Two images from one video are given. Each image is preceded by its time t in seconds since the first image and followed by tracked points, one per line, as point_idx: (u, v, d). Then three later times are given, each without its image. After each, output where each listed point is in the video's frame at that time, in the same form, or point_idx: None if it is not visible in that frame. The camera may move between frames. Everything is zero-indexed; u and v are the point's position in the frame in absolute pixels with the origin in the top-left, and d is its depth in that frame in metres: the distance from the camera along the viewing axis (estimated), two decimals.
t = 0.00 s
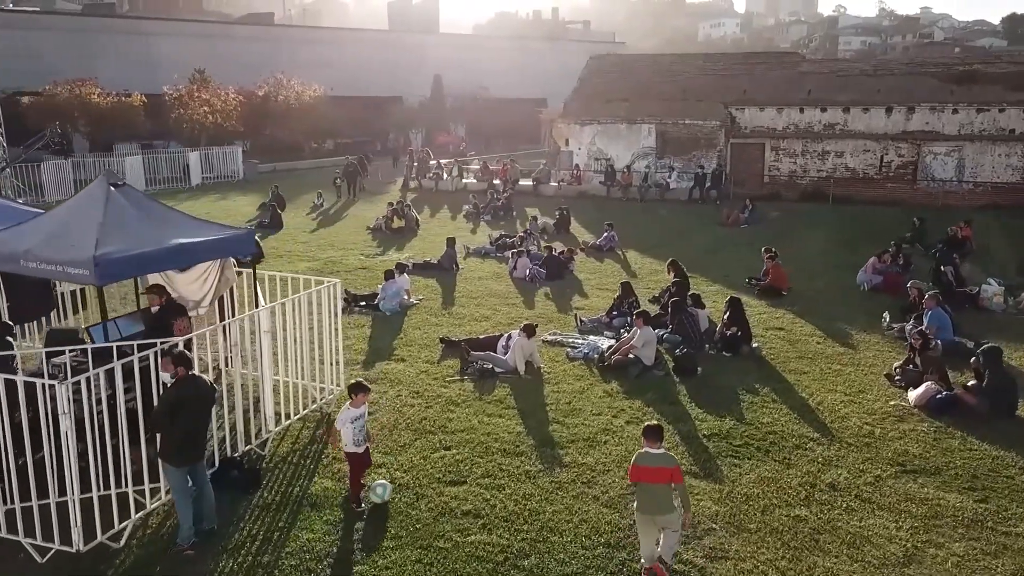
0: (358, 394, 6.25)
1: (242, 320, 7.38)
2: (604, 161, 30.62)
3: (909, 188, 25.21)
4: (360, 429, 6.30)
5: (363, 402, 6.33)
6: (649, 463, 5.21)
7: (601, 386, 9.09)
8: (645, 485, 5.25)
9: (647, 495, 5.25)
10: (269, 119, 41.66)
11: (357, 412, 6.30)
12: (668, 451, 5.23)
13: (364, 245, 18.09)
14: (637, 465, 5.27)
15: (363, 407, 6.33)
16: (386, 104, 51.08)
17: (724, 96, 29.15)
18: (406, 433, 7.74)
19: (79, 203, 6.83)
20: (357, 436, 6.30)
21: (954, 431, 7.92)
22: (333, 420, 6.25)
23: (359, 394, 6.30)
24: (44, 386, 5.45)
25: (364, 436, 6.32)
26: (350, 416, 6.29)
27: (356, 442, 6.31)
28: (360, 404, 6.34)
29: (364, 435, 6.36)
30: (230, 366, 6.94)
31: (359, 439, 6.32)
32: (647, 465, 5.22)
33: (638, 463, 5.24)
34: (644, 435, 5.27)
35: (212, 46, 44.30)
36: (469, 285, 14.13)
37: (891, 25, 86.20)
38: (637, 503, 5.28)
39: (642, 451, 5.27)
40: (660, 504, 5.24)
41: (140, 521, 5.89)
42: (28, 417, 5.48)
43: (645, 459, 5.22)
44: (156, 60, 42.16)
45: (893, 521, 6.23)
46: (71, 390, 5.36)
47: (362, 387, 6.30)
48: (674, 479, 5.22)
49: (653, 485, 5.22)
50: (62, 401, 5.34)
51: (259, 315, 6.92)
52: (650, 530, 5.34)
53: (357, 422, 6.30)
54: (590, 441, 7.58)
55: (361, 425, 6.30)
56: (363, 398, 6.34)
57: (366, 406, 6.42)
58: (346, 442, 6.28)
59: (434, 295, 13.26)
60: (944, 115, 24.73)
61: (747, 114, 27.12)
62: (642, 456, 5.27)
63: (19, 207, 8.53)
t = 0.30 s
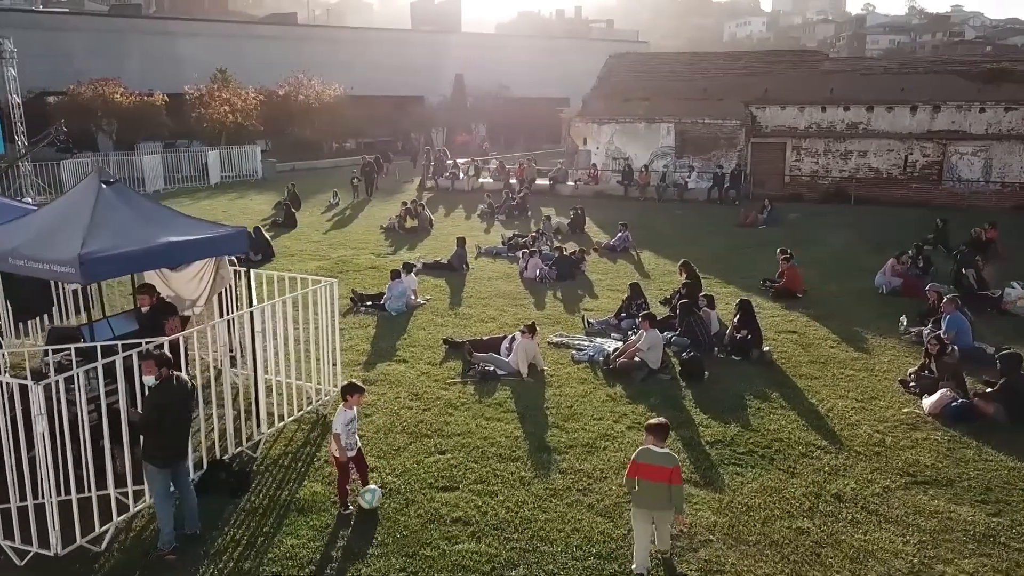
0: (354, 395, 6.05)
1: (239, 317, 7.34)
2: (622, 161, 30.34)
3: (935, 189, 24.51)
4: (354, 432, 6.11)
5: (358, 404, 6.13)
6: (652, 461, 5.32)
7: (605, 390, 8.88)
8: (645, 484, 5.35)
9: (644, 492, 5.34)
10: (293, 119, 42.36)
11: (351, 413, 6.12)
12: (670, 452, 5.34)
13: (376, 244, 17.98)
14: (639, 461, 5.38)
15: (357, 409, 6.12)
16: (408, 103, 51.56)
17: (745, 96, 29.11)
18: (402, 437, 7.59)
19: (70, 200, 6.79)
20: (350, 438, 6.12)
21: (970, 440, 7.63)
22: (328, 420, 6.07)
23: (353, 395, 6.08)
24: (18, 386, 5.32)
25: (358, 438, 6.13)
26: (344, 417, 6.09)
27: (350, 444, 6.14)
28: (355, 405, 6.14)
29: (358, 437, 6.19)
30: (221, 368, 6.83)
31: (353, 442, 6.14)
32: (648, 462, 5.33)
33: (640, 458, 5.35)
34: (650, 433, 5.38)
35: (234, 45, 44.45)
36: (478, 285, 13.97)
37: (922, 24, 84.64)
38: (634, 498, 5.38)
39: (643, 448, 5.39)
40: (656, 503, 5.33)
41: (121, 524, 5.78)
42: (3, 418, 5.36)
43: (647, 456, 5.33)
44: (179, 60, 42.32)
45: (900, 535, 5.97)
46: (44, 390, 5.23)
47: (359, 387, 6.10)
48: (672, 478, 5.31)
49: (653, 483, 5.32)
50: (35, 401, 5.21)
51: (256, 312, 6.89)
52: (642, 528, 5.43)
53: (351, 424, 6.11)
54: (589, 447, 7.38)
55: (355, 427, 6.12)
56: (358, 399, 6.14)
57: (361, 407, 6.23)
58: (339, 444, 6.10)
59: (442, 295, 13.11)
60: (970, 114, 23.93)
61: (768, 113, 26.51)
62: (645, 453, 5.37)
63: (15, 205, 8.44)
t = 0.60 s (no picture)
0: (353, 399, 5.82)
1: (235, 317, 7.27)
2: (642, 161, 30.04)
3: (963, 190, 23.90)
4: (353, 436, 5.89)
5: (358, 407, 5.90)
6: (656, 453, 5.28)
7: (609, 395, 8.66)
8: (649, 476, 5.30)
9: (648, 484, 5.30)
10: (312, 119, 42.31)
11: (351, 416, 5.89)
12: (672, 442, 5.32)
13: (389, 244, 17.87)
14: (642, 454, 5.31)
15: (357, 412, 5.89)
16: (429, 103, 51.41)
17: (768, 95, 28.58)
18: (397, 441, 7.43)
19: (61, 198, 6.70)
20: (348, 442, 5.91)
21: (987, 452, 7.32)
22: (326, 423, 5.84)
23: (353, 399, 5.85)
24: None
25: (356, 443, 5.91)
26: (342, 420, 5.86)
27: (348, 448, 5.92)
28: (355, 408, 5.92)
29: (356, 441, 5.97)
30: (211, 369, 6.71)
31: (351, 446, 5.92)
32: (652, 454, 5.28)
33: (644, 451, 5.29)
34: (650, 424, 5.32)
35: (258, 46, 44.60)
36: (489, 286, 13.79)
37: (954, 22, 82.86)
38: (638, 492, 5.34)
39: (645, 440, 5.33)
40: (661, 493, 5.30)
41: (104, 529, 5.67)
42: None
43: (652, 448, 5.29)
44: (204, 60, 42.56)
45: (908, 552, 5.70)
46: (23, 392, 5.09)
47: (359, 390, 5.87)
48: (676, 467, 5.33)
49: (657, 476, 5.29)
50: (13, 403, 5.07)
51: (253, 313, 6.80)
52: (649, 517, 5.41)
53: (349, 427, 5.90)
54: (588, 454, 7.19)
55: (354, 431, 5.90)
56: (357, 401, 5.89)
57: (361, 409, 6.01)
58: (335, 446, 5.88)
59: (451, 296, 12.95)
60: (1001, 113, 23.32)
61: (792, 112, 26.26)
62: (647, 445, 5.32)
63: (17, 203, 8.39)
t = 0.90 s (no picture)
0: (346, 401, 5.68)
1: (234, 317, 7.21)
2: (665, 161, 29.71)
3: (996, 192, 23.18)
4: (346, 440, 5.73)
5: (350, 411, 5.76)
6: (651, 457, 5.17)
7: (616, 402, 8.42)
8: (645, 481, 5.18)
9: (645, 490, 5.19)
10: (337, 119, 42.55)
11: (345, 420, 5.74)
12: (667, 444, 5.22)
13: (406, 244, 17.79)
14: (636, 460, 5.21)
15: (349, 417, 5.74)
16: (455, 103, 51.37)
17: (795, 94, 28.08)
18: (396, 446, 7.28)
19: (57, 196, 6.64)
20: (343, 447, 5.74)
21: (1009, 466, 6.99)
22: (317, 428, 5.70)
23: (345, 402, 5.70)
24: None
25: (349, 448, 5.74)
26: (334, 424, 5.71)
27: (343, 453, 5.75)
28: (349, 412, 5.77)
29: (351, 445, 5.79)
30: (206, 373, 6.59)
31: (345, 452, 5.75)
32: (648, 459, 5.18)
33: (639, 457, 5.18)
34: (643, 430, 5.18)
35: (285, 47, 44.80)
36: (502, 287, 13.63)
37: (994, 20, 80.89)
38: (638, 498, 5.22)
39: (639, 445, 5.21)
40: (659, 495, 5.19)
41: (89, 533, 5.58)
42: None
43: (647, 453, 5.18)
44: (231, 60, 42.84)
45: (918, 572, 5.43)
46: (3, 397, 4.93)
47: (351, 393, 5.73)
48: (672, 470, 5.20)
49: (653, 480, 5.17)
50: None
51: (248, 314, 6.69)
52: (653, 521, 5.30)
53: (343, 431, 5.73)
54: (590, 463, 6.97)
55: (347, 436, 5.73)
56: (351, 406, 5.75)
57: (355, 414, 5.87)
58: (326, 451, 5.74)
59: (463, 297, 12.81)
60: None
61: (819, 111, 25.57)
62: (642, 450, 5.21)
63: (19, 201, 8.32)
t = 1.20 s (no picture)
0: (330, 411, 5.46)
1: (233, 317, 7.12)
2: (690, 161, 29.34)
3: None
4: (330, 452, 5.53)
5: (334, 421, 5.52)
6: (646, 454, 5.20)
7: (623, 408, 8.21)
8: (640, 478, 5.23)
9: (641, 486, 5.23)
10: (363, 119, 42.66)
11: (330, 430, 5.53)
12: (662, 441, 5.25)
13: (424, 243, 17.71)
14: (629, 456, 5.24)
15: (334, 427, 5.51)
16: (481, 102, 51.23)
17: (824, 93, 27.53)
18: (394, 451, 7.13)
19: (54, 195, 6.61)
20: (329, 459, 5.54)
21: None
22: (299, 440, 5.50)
23: (329, 412, 5.48)
24: None
25: (334, 459, 5.54)
26: (319, 436, 5.50)
27: (330, 465, 5.55)
28: (333, 421, 5.55)
29: (337, 456, 5.59)
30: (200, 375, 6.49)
31: (330, 463, 5.55)
32: (642, 456, 5.21)
33: (633, 454, 5.21)
34: (637, 427, 5.22)
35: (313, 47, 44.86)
36: (517, 288, 13.47)
37: None
38: (634, 495, 5.26)
39: (633, 442, 5.24)
40: (656, 491, 5.22)
41: (73, 538, 5.50)
42: None
43: (642, 450, 5.21)
44: (259, 60, 43.15)
45: None
46: None
47: (334, 403, 5.50)
48: (668, 466, 5.24)
49: (647, 477, 5.21)
50: None
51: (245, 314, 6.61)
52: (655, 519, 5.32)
53: (328, 442, 5.53)
54: (592, 471, 6.77)
55: (333, 447, 5.53)
56: (335, 416, 5.51)
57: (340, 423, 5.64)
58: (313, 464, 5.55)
59: (476, 298, 12.67)
60: None
61: (848, 111, 24.82)
62: (635, 447, 5.25)
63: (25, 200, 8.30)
